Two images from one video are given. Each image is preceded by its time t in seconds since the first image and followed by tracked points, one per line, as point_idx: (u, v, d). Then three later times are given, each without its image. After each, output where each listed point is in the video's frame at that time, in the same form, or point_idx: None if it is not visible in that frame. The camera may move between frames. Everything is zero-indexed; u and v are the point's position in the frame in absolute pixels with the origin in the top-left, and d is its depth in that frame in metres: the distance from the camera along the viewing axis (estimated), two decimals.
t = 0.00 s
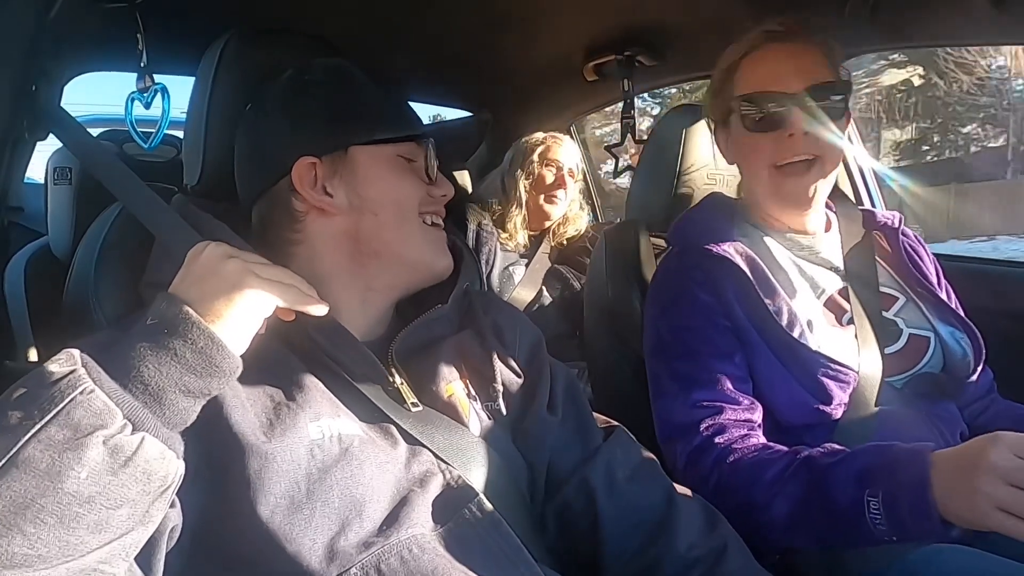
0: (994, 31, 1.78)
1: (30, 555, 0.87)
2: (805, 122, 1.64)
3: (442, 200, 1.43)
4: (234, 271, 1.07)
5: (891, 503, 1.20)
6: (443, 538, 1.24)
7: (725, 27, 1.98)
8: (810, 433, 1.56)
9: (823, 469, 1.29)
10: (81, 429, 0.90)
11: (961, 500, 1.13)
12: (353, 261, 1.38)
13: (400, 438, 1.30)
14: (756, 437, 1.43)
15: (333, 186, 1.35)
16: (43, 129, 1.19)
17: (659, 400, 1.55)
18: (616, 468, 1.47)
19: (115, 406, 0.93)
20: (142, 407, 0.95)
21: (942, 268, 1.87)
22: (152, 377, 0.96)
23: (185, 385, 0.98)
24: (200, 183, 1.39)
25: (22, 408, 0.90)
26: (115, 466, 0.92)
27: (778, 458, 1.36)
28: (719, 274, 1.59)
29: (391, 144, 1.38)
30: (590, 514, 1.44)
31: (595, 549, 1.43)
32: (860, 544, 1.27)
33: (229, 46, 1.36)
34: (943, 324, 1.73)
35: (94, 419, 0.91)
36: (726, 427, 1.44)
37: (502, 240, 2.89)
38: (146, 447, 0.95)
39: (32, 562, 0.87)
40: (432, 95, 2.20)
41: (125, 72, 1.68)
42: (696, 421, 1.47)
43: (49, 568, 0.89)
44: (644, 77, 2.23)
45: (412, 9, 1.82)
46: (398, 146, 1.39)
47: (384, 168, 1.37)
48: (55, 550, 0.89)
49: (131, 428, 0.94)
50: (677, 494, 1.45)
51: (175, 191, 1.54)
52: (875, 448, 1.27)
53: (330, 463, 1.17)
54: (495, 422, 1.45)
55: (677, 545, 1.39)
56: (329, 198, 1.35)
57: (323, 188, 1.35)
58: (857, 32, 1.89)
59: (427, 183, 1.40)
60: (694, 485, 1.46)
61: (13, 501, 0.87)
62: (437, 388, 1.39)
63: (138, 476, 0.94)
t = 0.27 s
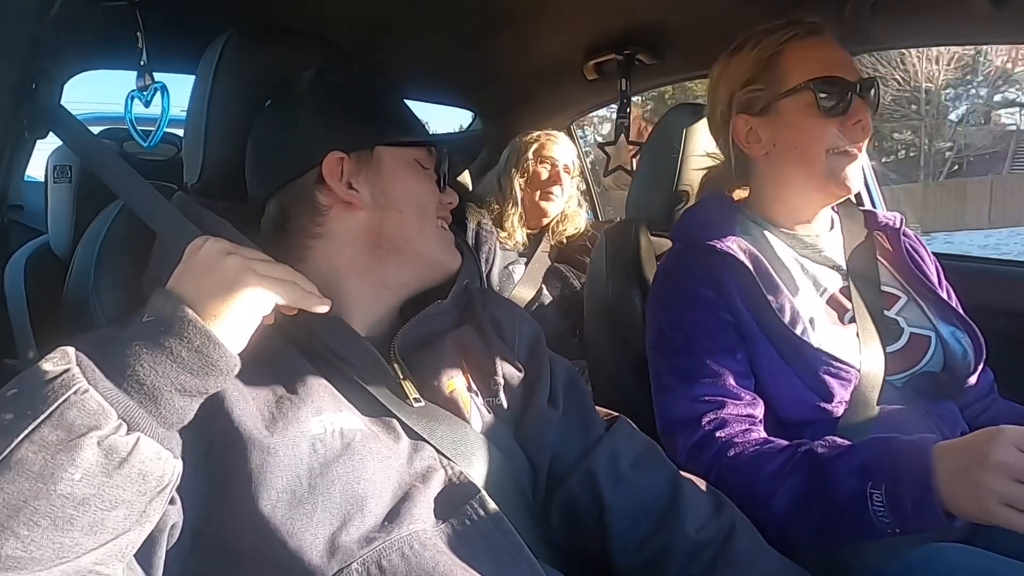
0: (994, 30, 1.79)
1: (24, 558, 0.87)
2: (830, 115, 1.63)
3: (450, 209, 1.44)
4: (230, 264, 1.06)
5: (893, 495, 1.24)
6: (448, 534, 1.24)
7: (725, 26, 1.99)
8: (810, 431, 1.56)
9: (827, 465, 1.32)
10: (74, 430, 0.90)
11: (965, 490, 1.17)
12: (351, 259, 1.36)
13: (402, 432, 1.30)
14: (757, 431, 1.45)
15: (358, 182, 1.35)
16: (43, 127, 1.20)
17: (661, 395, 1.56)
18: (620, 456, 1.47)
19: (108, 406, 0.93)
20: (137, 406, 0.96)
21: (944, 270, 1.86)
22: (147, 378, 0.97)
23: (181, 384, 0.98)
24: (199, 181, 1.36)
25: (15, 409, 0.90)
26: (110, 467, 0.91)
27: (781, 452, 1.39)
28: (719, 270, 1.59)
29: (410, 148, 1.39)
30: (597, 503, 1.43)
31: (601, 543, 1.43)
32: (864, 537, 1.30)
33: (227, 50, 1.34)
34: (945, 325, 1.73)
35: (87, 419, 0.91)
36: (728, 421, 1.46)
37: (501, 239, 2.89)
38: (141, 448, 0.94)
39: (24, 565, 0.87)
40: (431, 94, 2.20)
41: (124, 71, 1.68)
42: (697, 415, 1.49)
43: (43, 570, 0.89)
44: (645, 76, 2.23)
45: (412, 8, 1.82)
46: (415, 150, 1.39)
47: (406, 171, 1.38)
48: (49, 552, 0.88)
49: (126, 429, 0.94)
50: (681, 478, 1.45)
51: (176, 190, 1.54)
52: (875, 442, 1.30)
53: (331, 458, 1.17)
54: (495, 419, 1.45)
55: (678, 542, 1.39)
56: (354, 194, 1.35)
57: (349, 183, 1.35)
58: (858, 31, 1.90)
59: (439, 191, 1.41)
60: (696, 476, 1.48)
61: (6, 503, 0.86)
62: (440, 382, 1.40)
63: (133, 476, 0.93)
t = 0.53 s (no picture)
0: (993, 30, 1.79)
1: (25, 559, 0.87)
2: (846, 116, 1.62)
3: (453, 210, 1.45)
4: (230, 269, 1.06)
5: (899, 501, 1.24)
6: (450, 535, 1.23)
7: (725, 28, 1.99)
8: (810, 432, 1.56)
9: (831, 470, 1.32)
10: (75, 431, 0.90)
11: (976, 498, 1.16)
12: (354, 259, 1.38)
13: (406, 430, 1.30)
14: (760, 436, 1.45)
15: (365, 185, 1.35)
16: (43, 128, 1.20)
17: (662, 396, 1.56)
18: (622, 455, 1.47)
19: (110, 407, 0.93)
20: (138, 407, 0.96)
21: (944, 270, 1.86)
22: (149, 378, 0.96)
23: (181, 386, 0.98)
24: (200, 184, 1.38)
25: (15, 411, 0.90)
26: (111, 467, 0.92)
27: (785, 455, 1.39)
28: (722, 270, 1.59)
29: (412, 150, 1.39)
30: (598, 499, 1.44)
31: (605, 542, 1.43)
32: (865, 542, 1.30)
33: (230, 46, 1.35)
34: (945, 326, 1.73)
35: (89, 421, 0.91)
36: (732, 422, 1.46)
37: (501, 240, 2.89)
38: (142, 449, 0.94)
39: (26, 567, 0.87)
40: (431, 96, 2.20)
41: (125, 71, 1.68)
42: (699, 416, 1.49)
43: (45, 572, 0.88)
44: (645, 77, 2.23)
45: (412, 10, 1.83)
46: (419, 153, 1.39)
47: (411, 172, 1.38)
48: (50, 554, 0.88)
49: (126, 430, 0.94)
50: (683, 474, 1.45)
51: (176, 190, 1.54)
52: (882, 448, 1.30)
53: (334, 456, 1.17)
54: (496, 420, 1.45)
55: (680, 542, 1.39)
56: (362, 196, 1.35)
57: (356, 186, 1.34)
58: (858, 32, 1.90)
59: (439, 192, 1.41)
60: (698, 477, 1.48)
61: (7, 505, 0.86)
62: (444, 379, 1.41)
63: (133, 477, 0.93)
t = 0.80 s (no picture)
0: (995, 29, 1.79)
1: (17, 551, 0.87)
2: (873, 119, 1.62)
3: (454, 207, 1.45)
4: (211, 257, 1.01)
5: (908, 501, 1.24)
6: (455, 534, 1.23)
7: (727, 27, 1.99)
8: (811, 431, 1.57)
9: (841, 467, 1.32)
10: (64, 422, 0.90)
11: (978, 497, 1.18)
12: (355, 257, 1.36)
13: (407, 423, 1.30)
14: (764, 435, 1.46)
15: (367, 181, 1.35)
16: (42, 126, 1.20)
17: (663, 395, 1.56)
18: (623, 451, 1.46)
19: (98, 397, 0.93)
20: (125, 397, 0.94)
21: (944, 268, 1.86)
22: (135, 368, 0.95)
23: (170, 373, 0.96)
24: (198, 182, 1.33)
25: (6, 403, 0.90)
26: (101, 457, 0.91)
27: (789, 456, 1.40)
28: (722, 269, 1.58)
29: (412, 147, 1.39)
30: (603, 493, 1.42)
31: (607, 539, 1.43)
32: (871, 542, 1.30)
33: (229, 46, 1.31)
34: (945, 325, 1.73)
35: (76, 411, 0.91)
36: (735, 421, 1.46)
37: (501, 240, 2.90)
38: (133, 438, 0.94)
39: (18, 558, 0.87)
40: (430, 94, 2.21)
41: (125, 71, 1.68)
42: (701, 416, 1.49)
43: (36, 563, 0.88)
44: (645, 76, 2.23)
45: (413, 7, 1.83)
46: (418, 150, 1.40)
47: (411, 169, 1.38)
48: (42, 545, 0.88)
49: (116, 420, 0.94)
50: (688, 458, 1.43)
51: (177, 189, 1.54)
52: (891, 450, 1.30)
53: (335, 450, 1.17)
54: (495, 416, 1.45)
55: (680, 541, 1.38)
56: (365, 193, 1.35)
57: (359, 183, 1.34)
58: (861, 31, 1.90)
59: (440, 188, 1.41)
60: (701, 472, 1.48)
61: None
62: (444, 376, 1.41)
63: (125, 467, 0.93)
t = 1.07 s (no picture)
0: (996, 30, 1.80)
1: (18, 548, 0.86)
2: (876, 120, 1.62)
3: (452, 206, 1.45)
4: (189, 250, 0.99)
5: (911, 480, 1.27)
6: (455, 534, 1.22)
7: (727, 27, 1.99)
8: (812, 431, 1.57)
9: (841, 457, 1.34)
10: (63, 420, 0.90)
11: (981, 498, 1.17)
12: (355, 258, 1.36)
13: (409, 424, 1.30)
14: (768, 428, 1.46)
15: (368, 182, 1.35)
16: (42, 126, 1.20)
17: (665, 393, 1.57)
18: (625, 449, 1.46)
19: (97, 395, 0.93)
20: (123, 395, 0.95)
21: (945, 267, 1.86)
22: (132, 367, 0.95)
23: (166, 369, 0.96)
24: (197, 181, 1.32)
25: (6, 403, 0.91)
26: (101, 454, 0.91)
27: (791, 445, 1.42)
28: (725, 269, 1.58)
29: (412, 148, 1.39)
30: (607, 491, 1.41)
31: (607, 539, 1.43)
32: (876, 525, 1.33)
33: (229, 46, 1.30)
34: (946, 325, 1.73)
35: (76, 408, 0.91)
36: (738, 416, 1.47)
37: (501, 240, 2.90)
38: (132, 436, 0.94)
39: (19, 555, 0.87)
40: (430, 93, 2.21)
41: (125, 72, 1.67)
42: (701, 413, 1.49)
43: (38, 560, 0.88)
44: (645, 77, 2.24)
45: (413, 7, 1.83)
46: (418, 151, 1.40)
47: (412, 170, 1.38)
48: (43, 542, 0.88)
49: (115, 417, 0.94)
50: (689, 451, 1.43)
51: (177, 190, 1.54)
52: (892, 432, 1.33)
53: (336, 450, 1.17)
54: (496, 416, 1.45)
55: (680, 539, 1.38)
56: (366, 194, 1.35)
57: (360, 185, 1.35)
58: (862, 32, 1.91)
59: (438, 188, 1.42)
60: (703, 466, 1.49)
61: None
62: (445, 377, 1.41)
63: (125, 464, 0.93)
